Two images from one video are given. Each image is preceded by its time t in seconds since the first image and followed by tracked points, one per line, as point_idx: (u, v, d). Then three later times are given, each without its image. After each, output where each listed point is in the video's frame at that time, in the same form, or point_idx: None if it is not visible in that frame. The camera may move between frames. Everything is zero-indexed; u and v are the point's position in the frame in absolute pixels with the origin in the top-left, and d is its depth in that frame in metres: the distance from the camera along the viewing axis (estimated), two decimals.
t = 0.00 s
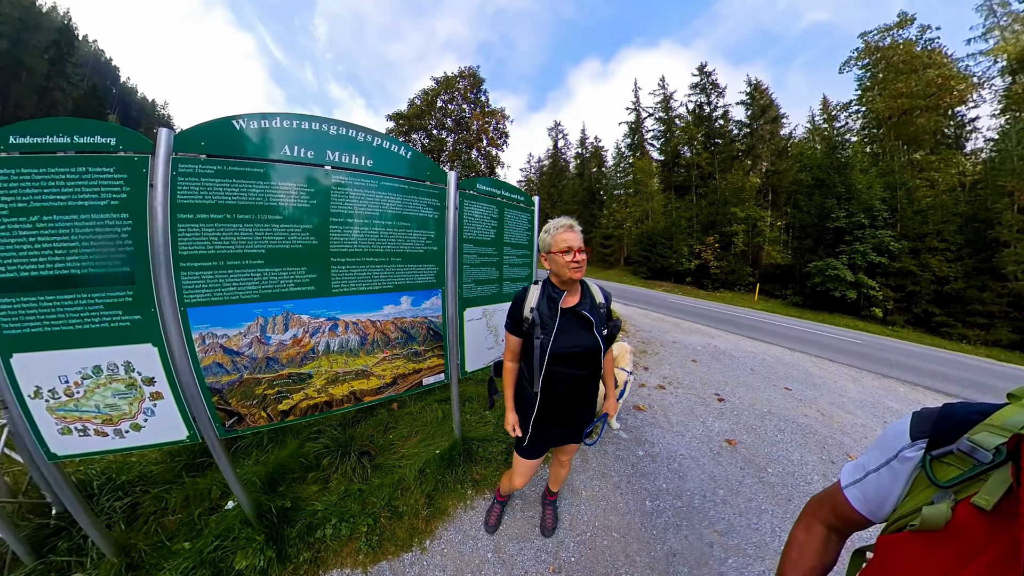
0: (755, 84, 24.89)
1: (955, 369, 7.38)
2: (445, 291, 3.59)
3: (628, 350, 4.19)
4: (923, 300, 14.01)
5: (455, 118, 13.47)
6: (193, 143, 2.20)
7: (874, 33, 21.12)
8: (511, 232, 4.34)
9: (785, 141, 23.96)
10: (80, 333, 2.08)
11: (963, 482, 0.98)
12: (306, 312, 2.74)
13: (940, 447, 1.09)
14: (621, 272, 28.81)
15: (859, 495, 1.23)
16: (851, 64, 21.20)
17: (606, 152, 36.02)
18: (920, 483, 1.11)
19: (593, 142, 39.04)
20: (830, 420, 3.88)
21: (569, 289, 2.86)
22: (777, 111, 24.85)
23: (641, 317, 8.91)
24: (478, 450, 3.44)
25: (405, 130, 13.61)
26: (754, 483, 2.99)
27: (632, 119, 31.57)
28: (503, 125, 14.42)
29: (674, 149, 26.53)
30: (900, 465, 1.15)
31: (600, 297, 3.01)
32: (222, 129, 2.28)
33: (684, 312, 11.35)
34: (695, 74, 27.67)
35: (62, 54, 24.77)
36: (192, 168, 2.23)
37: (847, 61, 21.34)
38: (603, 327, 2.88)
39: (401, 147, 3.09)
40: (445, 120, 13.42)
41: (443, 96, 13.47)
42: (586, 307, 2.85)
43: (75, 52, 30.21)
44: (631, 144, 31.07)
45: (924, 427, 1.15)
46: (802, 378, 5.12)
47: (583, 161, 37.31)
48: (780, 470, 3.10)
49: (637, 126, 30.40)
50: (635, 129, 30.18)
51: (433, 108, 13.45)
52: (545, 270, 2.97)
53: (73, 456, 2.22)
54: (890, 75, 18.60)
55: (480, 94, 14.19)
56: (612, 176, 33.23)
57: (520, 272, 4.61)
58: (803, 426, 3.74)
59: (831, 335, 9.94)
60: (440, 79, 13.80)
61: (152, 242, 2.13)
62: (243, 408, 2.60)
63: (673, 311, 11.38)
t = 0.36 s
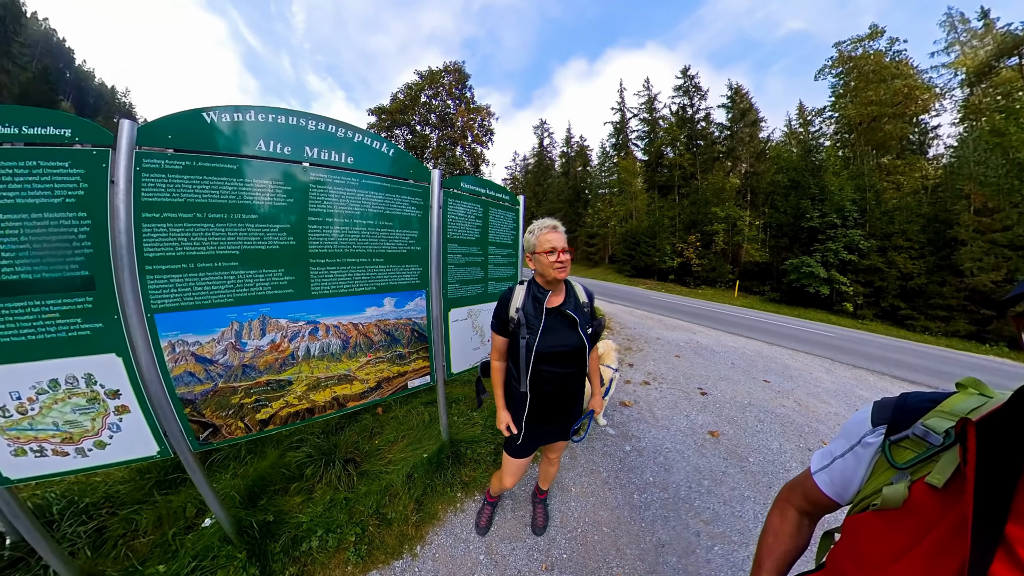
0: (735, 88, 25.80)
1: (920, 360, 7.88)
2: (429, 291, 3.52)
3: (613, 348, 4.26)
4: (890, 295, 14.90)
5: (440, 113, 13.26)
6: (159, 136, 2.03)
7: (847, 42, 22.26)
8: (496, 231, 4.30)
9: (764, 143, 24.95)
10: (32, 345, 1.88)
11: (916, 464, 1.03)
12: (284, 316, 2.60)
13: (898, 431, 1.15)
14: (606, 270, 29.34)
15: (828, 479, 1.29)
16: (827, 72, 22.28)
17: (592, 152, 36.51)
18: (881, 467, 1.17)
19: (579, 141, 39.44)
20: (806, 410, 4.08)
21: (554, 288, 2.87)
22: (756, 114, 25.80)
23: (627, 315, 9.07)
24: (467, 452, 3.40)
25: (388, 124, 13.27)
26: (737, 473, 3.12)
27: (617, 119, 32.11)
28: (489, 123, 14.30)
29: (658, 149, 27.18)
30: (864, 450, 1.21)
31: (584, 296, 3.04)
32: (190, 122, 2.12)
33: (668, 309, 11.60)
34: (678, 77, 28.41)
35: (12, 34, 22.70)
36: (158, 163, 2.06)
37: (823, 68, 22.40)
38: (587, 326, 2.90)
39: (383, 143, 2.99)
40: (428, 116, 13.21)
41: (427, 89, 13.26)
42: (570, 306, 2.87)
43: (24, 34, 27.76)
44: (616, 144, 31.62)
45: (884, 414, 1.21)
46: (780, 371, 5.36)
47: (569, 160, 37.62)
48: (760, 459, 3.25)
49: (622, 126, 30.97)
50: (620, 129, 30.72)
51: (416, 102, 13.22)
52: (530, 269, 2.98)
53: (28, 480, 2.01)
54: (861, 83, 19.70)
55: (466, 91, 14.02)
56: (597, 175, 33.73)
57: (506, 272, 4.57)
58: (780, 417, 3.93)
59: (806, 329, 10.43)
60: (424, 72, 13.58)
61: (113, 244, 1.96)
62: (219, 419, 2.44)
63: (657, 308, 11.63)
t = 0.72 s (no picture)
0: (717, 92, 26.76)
1: (886, 351, 8.47)
2: (414, 290, 3.42)
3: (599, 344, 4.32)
4: (859, 291, 16.02)
5: (424, 108, 12.99)
6: (120, 122, 1.85)
7: (820, 52, 23.58)
8: (481, 229, 4.25)
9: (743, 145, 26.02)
10: None
11: (887, 447, 1.09)
12: (260, 317, 2.44)
13: (867, 416, 1.19)
14: (590, 268, 29.87)
15: (805, 465, 1.31)
16: (803, 79, 23.49)
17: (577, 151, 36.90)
18: (853, 451, 1.21)
19: (564, 139, 39.73)
20: (783, 401, 4.31)
21: (542, 285, 2.86)
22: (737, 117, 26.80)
23: (612, 312, 9.24)
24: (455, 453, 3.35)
25: (370, 117, 12.88)
26: (721, 462, 3.25)
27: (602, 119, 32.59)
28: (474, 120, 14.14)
29: (641, 150, 27.87)
30: (839, 435, 1.25)
31: (571, 293, 3.06)
32: (155, 106, 1.94)
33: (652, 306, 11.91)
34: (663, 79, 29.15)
35: None
36: (117, 151, 1.87)
37: (800, 75, 23.59)
38: (575, 322, 2.92)
39: (366, 136, 2.87)
40: (411, 110, 12.90)
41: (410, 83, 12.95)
42: (558, 303, 2.87)
43: None
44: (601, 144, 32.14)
45: (854, 401, 1.25)
46: (759, 364, 5.62)
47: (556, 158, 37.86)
48: (743, 448, 3.40)
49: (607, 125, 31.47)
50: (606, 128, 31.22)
51: (399, 96, 12.89)
52: (518, 267, 2.96)
53: None
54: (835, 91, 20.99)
55: (451, 86, 13.78)
56: (582, 174, 34.19)
57: (492, 270, 4.53)
58: (760, 407, 4.13)
59: (780, 323, 11.00)
60: (408, 65, 13.25)
61: (65, 240, 1.76)
62: (191, 430, 2.25)
63: (641, 305, 11.91)
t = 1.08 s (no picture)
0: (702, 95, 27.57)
1: (857, 344, 8.99)
2: (401, 287, 3.33)
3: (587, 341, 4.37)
4: (834, 287, 17.02)
5: (408, 102, 12.68)
6: (80, 105, 1.68)
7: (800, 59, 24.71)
8: (469, 226, 4.20)
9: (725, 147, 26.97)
10: None
11: (862, 426, 1.13)
12: (239, 318, 2.29)
13: (843, 398, 1.27)
14: (576, 266, 30.24)
15: (787, 447, 1.37)
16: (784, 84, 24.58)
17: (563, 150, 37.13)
18: (830, 432, 1.28)
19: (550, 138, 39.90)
20: (763, 392, 4.51)
21: (533, 281, 2.85)
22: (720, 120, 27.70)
23: (599, 310, 9.37)
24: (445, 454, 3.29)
25: (353, 110, 12.46)
26: (707, 452, 3.37)
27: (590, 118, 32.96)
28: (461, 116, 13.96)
29: (626, 150, 28.41)
30: (818, 418, 1.31)
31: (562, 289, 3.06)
32: (121, 89, 1.78)
33: (637, 303, 12.18)
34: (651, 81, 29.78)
35: None
36: (77, 136, 1.69)
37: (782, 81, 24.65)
38: (566, 318, 2.92)
39: (351, 128, 2.77)
40: (395, 105, 12.57)
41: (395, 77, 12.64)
42: (549, 299, 2.86)
43: None
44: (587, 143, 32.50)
45: (830, 384, 1.33)
46: (741, 358, 5.86)
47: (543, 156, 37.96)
48: (728, 438, 3.55)
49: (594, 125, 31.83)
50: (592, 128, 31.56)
51: (383, 89, 12.54)
52: (509, 263, 2.95)
53: None
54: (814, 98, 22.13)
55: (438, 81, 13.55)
56: (568, 173, 34.51)
57: (480, 268, 4.48)
58: (743, 399, 4.31)
59: (759, 319, 11.50)
60: (392, 57, 12.91)
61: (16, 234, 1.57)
62: (164, 441, 2.09)
63: (627, 302, 12.16)
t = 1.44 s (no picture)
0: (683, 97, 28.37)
1: (827, 337, 9.57)
2: (387, 286, 3.23)
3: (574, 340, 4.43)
4: (807, 283, 18.08)
5: (390, 95, 12.31)
6: (32, 87, 1.50)
7: (777, 66, 25.88)
8: (455, 223, 4.13)
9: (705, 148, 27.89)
10: None
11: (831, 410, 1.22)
12: (214, 321, 2.14)
13: (813, 385, 1.35)
14: (560, 264, 30.52)
15: (764, 434, 1.44)
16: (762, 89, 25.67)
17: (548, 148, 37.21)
18: (803, 418, 1.34)
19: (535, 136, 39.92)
20: (741, 384, 4.73)
21: (523, 280, 2.85)
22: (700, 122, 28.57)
23: (584, 308, 9.49)
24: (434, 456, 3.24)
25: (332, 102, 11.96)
26: (692, 443, 3.51)
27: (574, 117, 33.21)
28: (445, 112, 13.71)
29: (610, 149, 28.88)
30: (791, 405, 1.38)
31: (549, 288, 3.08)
32: (79, 72, 1.61)
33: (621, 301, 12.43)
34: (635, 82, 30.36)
35: None
36: (27, 122, 1.51)
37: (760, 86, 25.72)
38: (553, 316, 2.93)
39: (334, 121, 2.64)
40: (376, 97, 12.18)
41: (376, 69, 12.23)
42: (538, 298, 2.86)
43: None
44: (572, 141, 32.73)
45: (801, 374, 1.41)
46: (721, 352, 6.11)
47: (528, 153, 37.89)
48: (710, 429, 3.70)
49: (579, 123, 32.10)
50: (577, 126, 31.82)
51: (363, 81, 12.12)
52: (499, 261, 2.93)
53: None
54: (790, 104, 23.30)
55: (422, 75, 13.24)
56: (552, 171, 34.71)
57: (466, 266, 4.43)
58: (724, 391, 4.50)
59: (736, 314, 12.03)
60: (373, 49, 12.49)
61: None
62: (133, 457, 1.92)
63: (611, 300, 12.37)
